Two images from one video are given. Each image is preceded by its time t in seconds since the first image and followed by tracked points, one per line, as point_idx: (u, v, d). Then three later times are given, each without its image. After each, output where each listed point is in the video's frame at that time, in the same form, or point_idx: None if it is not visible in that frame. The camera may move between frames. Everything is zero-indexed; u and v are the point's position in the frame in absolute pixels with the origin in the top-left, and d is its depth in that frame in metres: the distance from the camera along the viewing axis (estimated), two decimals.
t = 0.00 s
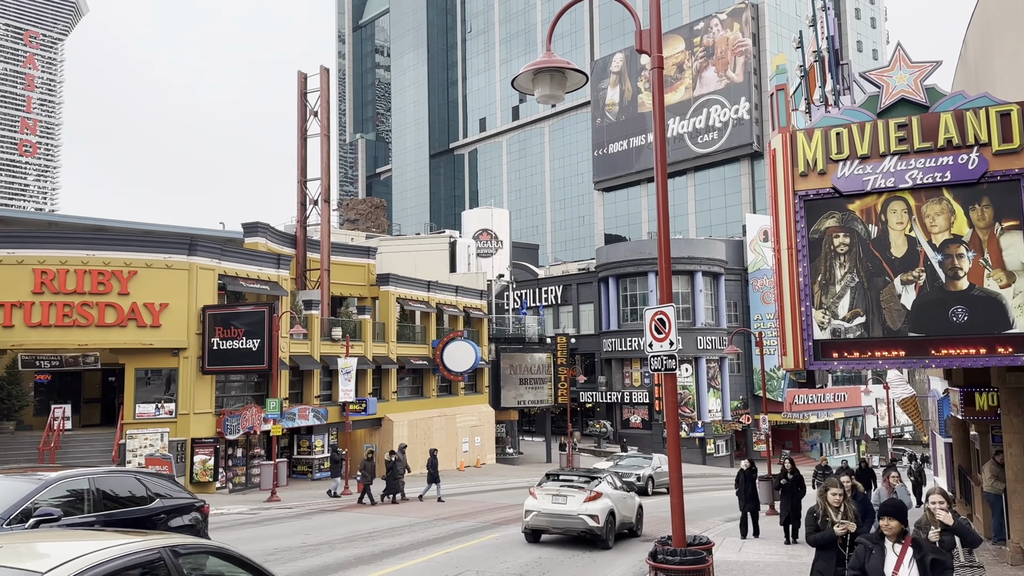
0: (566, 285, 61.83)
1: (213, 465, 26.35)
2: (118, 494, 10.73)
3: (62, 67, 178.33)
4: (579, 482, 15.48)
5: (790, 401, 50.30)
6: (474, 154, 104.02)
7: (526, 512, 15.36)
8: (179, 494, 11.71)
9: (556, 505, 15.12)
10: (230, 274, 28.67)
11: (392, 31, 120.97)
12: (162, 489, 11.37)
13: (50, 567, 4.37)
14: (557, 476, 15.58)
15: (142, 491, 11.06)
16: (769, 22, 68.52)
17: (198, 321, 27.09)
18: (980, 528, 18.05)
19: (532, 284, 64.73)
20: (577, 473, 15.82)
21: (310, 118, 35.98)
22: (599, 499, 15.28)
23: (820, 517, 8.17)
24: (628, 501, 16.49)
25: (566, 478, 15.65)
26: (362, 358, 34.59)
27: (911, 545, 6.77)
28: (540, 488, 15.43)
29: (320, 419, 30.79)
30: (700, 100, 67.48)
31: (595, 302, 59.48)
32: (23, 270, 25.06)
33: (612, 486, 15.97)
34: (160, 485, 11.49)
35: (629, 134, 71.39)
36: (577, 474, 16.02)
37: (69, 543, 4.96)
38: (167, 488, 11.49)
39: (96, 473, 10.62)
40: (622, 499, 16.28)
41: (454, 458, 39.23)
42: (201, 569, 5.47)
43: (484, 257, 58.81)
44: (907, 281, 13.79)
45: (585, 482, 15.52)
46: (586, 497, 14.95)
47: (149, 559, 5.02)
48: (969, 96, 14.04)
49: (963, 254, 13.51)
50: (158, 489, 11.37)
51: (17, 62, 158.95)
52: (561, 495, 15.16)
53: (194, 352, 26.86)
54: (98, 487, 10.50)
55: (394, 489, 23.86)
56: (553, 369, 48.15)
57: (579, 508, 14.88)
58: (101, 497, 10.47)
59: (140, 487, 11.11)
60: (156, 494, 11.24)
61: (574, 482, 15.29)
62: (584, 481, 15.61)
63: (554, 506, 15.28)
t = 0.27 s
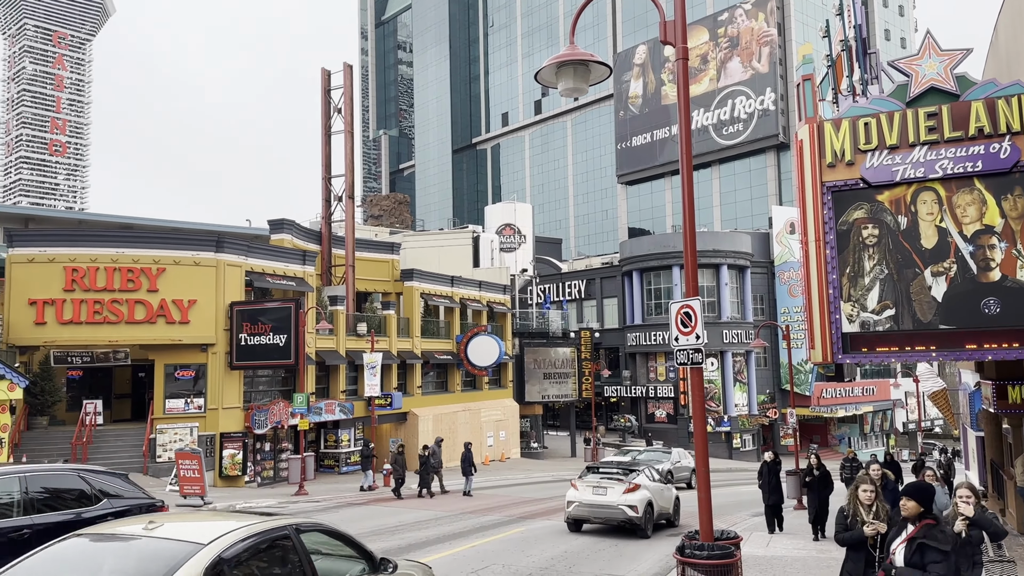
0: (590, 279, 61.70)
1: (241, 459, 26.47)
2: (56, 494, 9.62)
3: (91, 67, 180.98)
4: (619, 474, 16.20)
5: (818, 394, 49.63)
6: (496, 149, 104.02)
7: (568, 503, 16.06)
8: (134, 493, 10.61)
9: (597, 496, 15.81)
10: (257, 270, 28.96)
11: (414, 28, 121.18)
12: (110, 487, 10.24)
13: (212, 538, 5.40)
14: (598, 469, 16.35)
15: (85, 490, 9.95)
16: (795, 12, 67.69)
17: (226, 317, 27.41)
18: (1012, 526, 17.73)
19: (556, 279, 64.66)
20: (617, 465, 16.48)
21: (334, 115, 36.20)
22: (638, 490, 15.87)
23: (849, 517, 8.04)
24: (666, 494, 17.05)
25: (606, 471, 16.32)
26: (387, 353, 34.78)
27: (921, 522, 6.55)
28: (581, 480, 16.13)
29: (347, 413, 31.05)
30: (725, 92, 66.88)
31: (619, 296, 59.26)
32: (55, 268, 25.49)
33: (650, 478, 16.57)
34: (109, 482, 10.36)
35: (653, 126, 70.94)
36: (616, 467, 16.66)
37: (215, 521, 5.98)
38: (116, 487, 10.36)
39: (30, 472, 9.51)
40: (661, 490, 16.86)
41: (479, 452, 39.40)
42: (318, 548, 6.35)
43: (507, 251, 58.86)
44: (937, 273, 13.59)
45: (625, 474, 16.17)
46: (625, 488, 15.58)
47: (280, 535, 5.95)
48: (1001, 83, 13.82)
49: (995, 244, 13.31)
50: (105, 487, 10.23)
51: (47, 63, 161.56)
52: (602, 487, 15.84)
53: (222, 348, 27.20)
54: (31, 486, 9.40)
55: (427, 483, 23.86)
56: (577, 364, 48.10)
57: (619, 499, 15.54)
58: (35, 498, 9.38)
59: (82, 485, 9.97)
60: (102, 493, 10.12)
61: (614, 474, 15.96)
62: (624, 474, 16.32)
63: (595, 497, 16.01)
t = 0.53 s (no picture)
0: (612, 274, 61.47)
1: (267, 453, 26.65)
2: None
3: (117, 68, 183.32)
4: (655, 468, 16.59)
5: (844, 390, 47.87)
6: (518, 144, 103.95)
7: (608, 497, 16.53)
8: (74, 493, 9.81)
9: (635, 489, 16.29)
10: (281, 267, 29.19)
11: (435, 24, 121.30)
12: (45, 487, 9.40)
13: (324, 518, 6.81)
14: (636, 463, 16.68)
15: (18, 490, 9.07)
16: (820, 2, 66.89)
17: (251, 313, 27.66)
18: None
19: (578, 274, 64.53)
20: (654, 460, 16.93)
21: (356, 112, 36.39)
22: (674, 484, 16.33)
23: (879, 510, 8.00)
24: (701, 487, 17.44)
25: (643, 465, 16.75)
26: (410, 348, 34.94)
27: (955, 526, 6.05)
28: (620, 473, 16.58)
29: (370, 408, 31.24)
30: (749, 84, 66.33)
31: (642, 291, 59.01)
32: (84, 266, 25.90)
33: (686, 472, 16.94)
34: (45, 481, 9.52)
35: (676, 120, 70.44)
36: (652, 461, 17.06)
37: (320, 503, 7.37)
38: (53, 486, 9.54)
39: None
40: (696, 485, 17.24)
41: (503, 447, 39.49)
42: (400, 529, 7.69)
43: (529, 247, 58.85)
44: (966, 265, 13.40)
45: (661, 468, 16.61)
46: (662, 482, 16.02)
47: (371, 517, 7.33)
48: None
49: None
50: (41, 485, 9.39)
51: (74, 64, 164.00)
52: (639, 481, 16.31)
53: (248, 344, 27.45)
54: None
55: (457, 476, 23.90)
56: (600, 359, 48.04)
57: (656, 492, 15.99)
58: None
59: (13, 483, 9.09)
60: (37, 494, 9.28)
61: (651, 468, 16.42)
62: (660, 468, 16.68)
63: (633, 490, 16.50)
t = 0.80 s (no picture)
0: (639, 269, 61.20)
1: (298, 448, 27.09)
2: None
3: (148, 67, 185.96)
4: (699, 462, 17.10)
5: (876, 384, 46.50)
6: (543, 139, 103.79)
7: (653, 488, 17.15)
8: None
9: (679, 482, 16.81)
10: (310, 264, 29.49)
11: (461, 20, 121.33)
12: None
13: (413, 503, 7.49)
14: (680, 456, 17.23)
15: None
16: None
17: (281, 309, 27.97)
18: None
19: (604, 269, 64.31)
20: (698, 454, 17.42)
21: (383, 109, 36.58)
22: (718, 477, 16.77)
23: (909, 508, 7.94)
24: (745, 481, 17.83)
25: (688, 459, 17.27)
26: (438, 344, 35.12)
27: (976, 535, 5.88)
28: (664, 467, 17.16)
29: (399, 404, 31.46)
30: (778, 75, 65.67)
31: (669, 286, 58.65)
32: (117, 264, 26.34)
33: (729, 466, 17.37)
34: None
35: (704, 112, 69.87)
36: (697, 455, 17.58)
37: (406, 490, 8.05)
38: None
39: None
40: (740, 479, 17.64)
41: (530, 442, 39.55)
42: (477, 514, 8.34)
43: (555, 242, 58.75)
44: (1001, 258, 16.05)
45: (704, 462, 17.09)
46: (705, 475, 16.49)
47: (451, 503, 7.99)
48: None
49: None
50: None
51: (107, 65, 166.73)
52: (684, 474, 16.82)
53: (278, 339, 27.77)
54: None
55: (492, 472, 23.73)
56: (628, 354, 47.88)
57: (699, 485, 16.45)
58: None
59: None
60: None
61: (694, 462, 16.90)
62: (704, 462, 17.19)
63: (678, 483, 17.02)
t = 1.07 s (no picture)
0: (666, 264, 60.82)
1: (327, 443, 27.32)
2: None
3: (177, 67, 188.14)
4: (742, 457, 17.69)
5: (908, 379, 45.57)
6: (568, 134, 103.49)
7: (697, 482, 17.79)
8: None
9: (722, 476, 17.40)
10: (338, 261, 29.72)
11: (485, 16, 121.18)
12: None
13: (484, 491, 8.27)
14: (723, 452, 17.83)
15: None
16: None
17: (309, 306, 28.22)
18: None
19: (631, 265, 63.99)
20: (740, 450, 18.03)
21: (409, 107, 36.65)
22: (760, 472, 17.34)
23: (940, 506, 7.75)
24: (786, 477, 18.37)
25: (731, 454, 17.89)
26: (464, 340, 35.22)
27: (991, 531, 5.77)
28: (708, 461, 17.80)
29: (426, 399, 31.60)
30: (807, 67, 64.76)
31: (696, 281, 58.21)
32: (149, 262, 26.77)
33: (772, 462, 17.94)
34: None
35: (731, 106, 69.18)
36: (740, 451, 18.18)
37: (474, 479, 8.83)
38: None
39: None
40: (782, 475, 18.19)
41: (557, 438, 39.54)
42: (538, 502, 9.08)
43: (581, 237, 58.57)
44: None
45: (747, 458, 17.68)
46: (748, 469, 17.07)
47: (518, 493, 8.82)
48: None
49: None
50: None
51: (137, 66, 168.93)
52: (726, 469, 17.44)
53: (307, 336, 28.04)
54: None
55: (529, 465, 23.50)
56: (654, 350, 47.66)
57: (742, 479, 17.04)
58: None
59: None
60: None
61: (737, 457, 17.50)
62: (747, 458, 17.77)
63: (721, 477, 17.63)
